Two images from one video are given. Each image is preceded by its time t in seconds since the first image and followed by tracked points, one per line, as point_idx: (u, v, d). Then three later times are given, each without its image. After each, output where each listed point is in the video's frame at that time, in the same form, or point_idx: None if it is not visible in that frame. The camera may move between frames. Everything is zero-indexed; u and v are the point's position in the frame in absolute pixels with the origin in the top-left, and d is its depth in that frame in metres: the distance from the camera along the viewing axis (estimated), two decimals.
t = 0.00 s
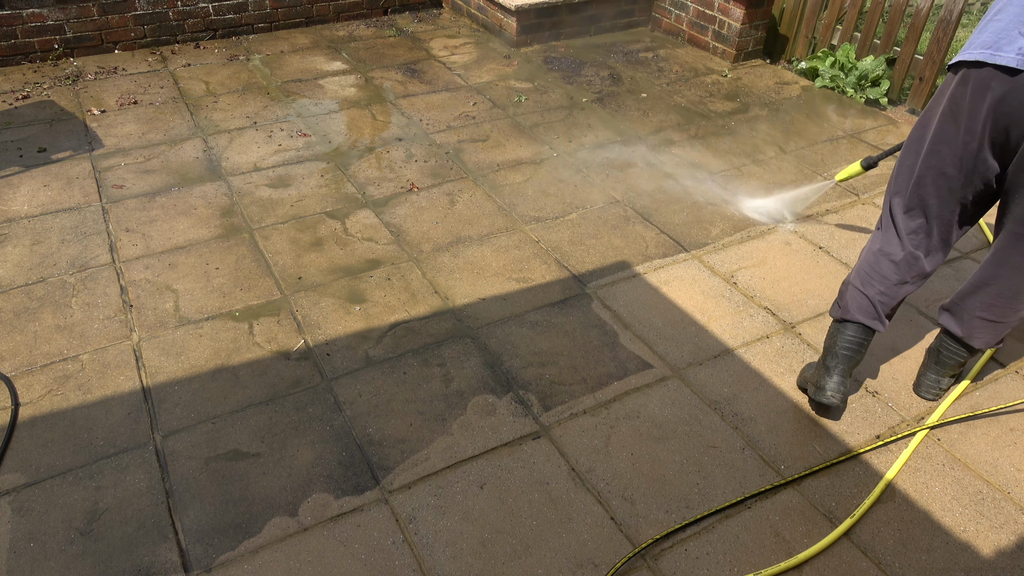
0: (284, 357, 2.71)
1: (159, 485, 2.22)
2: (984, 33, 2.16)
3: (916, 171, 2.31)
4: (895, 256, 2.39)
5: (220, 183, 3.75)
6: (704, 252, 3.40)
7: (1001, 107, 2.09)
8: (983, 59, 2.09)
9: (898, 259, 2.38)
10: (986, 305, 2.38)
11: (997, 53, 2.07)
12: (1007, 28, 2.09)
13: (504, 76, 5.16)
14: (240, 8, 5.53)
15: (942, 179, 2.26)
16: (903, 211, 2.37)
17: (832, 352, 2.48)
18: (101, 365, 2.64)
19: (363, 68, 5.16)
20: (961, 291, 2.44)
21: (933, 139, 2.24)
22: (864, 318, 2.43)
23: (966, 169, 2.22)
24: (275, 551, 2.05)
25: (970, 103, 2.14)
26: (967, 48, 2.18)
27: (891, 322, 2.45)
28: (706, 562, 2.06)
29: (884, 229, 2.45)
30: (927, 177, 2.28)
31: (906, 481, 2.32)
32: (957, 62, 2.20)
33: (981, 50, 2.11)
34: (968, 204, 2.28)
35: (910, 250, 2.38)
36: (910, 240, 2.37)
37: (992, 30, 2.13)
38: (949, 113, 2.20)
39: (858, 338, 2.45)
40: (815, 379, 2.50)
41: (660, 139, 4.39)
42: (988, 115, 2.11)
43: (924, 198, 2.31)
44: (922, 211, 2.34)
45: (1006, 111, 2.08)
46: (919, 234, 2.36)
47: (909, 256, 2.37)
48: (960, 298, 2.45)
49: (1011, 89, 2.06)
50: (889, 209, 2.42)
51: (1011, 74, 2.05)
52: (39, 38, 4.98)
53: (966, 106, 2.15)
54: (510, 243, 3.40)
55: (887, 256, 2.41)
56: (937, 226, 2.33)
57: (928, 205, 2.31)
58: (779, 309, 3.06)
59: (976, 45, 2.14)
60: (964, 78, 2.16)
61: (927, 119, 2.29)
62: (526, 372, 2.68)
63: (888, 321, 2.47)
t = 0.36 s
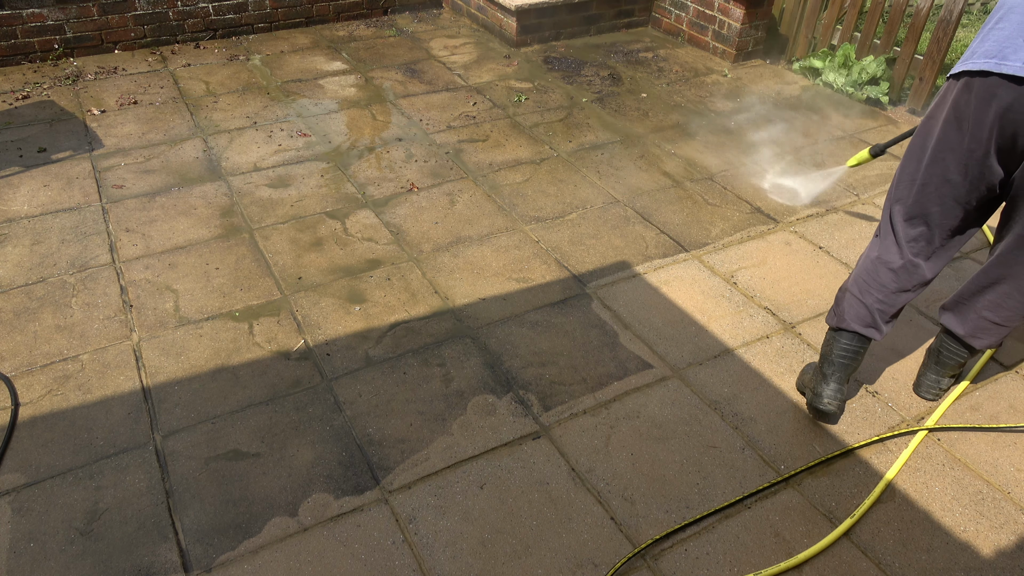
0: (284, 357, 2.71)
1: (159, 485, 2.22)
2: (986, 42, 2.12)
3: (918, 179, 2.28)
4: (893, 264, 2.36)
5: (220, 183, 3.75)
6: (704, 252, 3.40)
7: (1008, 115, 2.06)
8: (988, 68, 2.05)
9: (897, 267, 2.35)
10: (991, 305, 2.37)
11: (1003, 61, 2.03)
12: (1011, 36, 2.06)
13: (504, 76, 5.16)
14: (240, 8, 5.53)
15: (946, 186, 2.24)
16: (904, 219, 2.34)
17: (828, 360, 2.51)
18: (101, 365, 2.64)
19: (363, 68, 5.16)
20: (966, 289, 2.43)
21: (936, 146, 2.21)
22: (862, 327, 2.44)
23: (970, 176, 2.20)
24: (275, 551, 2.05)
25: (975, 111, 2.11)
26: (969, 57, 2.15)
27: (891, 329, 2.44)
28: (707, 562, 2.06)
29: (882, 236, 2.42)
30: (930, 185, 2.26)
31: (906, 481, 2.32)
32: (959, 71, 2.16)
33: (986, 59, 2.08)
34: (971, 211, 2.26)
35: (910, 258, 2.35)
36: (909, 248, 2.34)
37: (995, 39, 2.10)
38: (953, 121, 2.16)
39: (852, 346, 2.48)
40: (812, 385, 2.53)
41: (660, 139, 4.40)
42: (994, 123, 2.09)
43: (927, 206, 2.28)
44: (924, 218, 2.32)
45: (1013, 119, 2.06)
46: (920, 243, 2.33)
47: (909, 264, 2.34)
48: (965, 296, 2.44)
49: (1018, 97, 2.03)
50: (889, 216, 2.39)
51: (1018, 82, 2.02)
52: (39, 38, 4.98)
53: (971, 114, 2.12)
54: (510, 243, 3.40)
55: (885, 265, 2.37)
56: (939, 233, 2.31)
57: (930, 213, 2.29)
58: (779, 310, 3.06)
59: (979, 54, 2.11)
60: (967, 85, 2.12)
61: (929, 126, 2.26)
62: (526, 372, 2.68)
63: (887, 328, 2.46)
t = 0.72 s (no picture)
0: (284, 357, 2.71)
1: (159, 485, 2.22)
2: (985, 41, 2.05)
3: (913, 184, 2.25)
4: (888, 270, 2.33)
5: (220, 183, 3.75)
6: (704, 252, 3.40)
7: (1009, 121, 2.02)
8: (991, 72, 1.99)
9: (892, 274, 2.33)
10: (989, 306, 2.37)
11: (1006, 65, 1.97)
12: (1014, 36, 1.98)
13: (504, 76, 5.16)
14: (240, 8, 5.53)
15: (942, 191, 2.21)
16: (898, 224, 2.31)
17: (823, 368, 2.49)
18: (101, 365, 2.64)
19: (363, 68, 5.16)
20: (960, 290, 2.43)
21: (932, 151, 2.17)
22: (857, 336, 2.42)
23: (968, 181, 2.17)
24: (275, 551, 2.05)
25: (974, 115, 2.06)
26: (969, 58, 2.08)
27: (884, 336, 2.42)
28: (707, 562, 2.06)
29: (875, 242, 2.39)
30: (926, 190, 2.22)
31: (906, 481, 2.32)
32: (958, 72, 2.09)
33: (989, 63, 2.01)
34: (966, 215, 2.24)
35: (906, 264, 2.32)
36: (905, 255, 2.31)
37: (995, 38, 2.03)
38: (950, 126, 2.12)
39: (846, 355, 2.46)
40: (808, 393, 2.52)
41: (660, 139, 4.40)
42: (994, 128, 2.05)
43: (922, 211, 2.25)
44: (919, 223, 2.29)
45: (1014, 125, 2.02)
46: (914, 248, 2.31)
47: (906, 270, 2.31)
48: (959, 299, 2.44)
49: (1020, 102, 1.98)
50: (882, 223, 2.36)
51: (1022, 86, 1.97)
52: (39, 38, 4.98)
53: (969, 119, 2.08)
54: (510, 243, 3.40)
55: (880, 272, 2.34)
56: (934, 238, 2.29)
57: (926, 218, 2.26)
58: (778, 309, 3.06)
59: (980, 55, 2.04)
60: (965, 89, 2.07)
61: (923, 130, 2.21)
62: (526, 372, 2.69)
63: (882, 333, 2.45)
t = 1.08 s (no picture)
0: (284, 357, 2.71)
1: (159, 485, 2.22)
2: (967, 62, 1.93)
3: (897, 203, 2.13)
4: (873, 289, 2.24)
5: (220, 183, 3.75)
6: (704, 252, 3.40)
7: (997, 143, 1.97)
8: (980, 97, 1.89)
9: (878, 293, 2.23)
10: (985, 314, 2.35)
11: (994, 89, 1.88)
12: (999, 58, 1.89)
13: (504, 76, 5.16)
14: (240, 9, 5.53)
15: (927, 211, 2.11)
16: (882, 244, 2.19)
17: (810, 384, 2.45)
18: (101, 365, 2.64)
19: (363, 68, 5.16)
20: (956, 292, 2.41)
21: (916, 172, 2.07)
22: (841, 354, 2.36)
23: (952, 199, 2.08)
24: (275, 551, 2.05)
25: (961, 139, 1.98)
26: (951, 79, 1.95)
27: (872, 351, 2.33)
28: (707, 562, 2.06)
29: (857, 261, 2.28)
30: (910, 210, 2.12)
31: (906, 481, 2.32)
32: (939, 95, 1.97)
33: (976, 88, 1.90)
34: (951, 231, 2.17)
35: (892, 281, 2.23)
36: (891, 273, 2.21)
37: (978, 59, 1.92)
38: (932, 148, 2.02)
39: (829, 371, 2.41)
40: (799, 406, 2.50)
41: (660, 139, 4.40)
42: (982, 151, 1.98)
43: (907, 231, 2.15)
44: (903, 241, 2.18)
45: (1002, 147, 1.98)
46: (900, 266, 2.20)
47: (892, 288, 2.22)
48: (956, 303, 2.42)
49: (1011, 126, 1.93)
50: (864, 240, 2.25)
51: (1012, 110, 1.91)
52: (39, 38, 4.98)
53: (954, 142, 1.99)
54: (510, 243, 3.40)
55: (863, 291, 2.25)
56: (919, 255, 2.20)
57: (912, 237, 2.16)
58: (778, 309, 3.06)
59: (963, 78, 1.93)
60: (949, 112, 1.97)
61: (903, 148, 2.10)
62: (526, 372, 2.69)
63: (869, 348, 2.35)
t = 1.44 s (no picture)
0: (284, 357, 2.71)
1: (159, 485, 2.22)
2: (894, 85, 1.83)
3: (844, 225, 2.02)
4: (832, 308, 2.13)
5: (220, 183, 3.75)
6: (705, 252, 3.40)
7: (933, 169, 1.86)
8: (908, 126, 1.81)
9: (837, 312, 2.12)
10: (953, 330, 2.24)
11: (923, 117, 1.79)
12: (927, 85, 1.78)
13: (504, 76, 5.16)
14: (240, 8, 5.53)
15: (876, 231, 1.99)
16: (835, 264, 2.09)
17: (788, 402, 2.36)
18: (101, 365, 2.64)
19: (363, 68, 5.16)
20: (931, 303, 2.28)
21: (859, 195, 1.96)
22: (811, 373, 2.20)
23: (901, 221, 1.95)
24: (275, 551, 2.05)
25: (895, 166, 1.88)
26: (880, 104, 1.86)
27: (839, 372, 2.17)
28: (707, 562, 2.06)
29: (815, 280, 2.17)
30: (859, 230, 2.00)
31: (906, 481, 2.32)
32: (869, 119, 1.88)
33: (905, 116, 1.81)
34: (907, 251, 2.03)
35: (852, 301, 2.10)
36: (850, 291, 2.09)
37: (907, 83, 1.81)
38: (872, 171, 1.92)
39: (809, 389, 2.25)
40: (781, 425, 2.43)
41: (660, 139, 4.40)
42: (913, 181, 1.87)
43: (856, 254, 2.04)
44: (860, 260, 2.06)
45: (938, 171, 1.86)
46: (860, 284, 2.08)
47: (848, 308, 2.10)
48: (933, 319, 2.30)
49: (937, 158, 1.83)
50: (816, 259, 2.15)
51: (941, 139, 1.81)
52: (39, 38, 4.98)
53: (890, 166, 1.88)
54: (511, 243, 3.40)
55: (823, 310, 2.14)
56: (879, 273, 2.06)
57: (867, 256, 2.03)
58: (778, 309, 3.06)
59: (891, 103, 1.83)
60: (881, 138, 1.88)
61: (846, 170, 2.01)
62: (526, 372, 2.69)
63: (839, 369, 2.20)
